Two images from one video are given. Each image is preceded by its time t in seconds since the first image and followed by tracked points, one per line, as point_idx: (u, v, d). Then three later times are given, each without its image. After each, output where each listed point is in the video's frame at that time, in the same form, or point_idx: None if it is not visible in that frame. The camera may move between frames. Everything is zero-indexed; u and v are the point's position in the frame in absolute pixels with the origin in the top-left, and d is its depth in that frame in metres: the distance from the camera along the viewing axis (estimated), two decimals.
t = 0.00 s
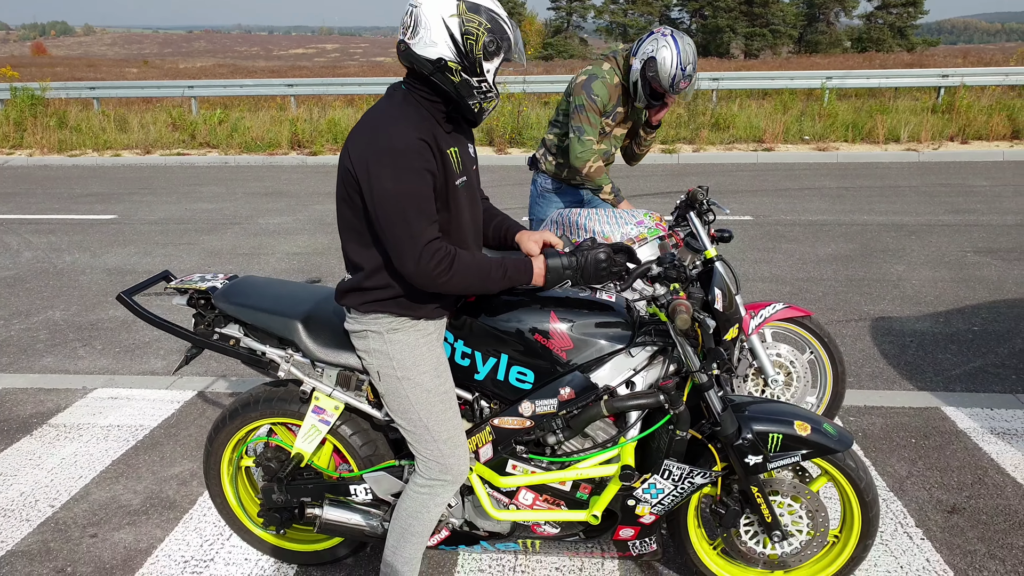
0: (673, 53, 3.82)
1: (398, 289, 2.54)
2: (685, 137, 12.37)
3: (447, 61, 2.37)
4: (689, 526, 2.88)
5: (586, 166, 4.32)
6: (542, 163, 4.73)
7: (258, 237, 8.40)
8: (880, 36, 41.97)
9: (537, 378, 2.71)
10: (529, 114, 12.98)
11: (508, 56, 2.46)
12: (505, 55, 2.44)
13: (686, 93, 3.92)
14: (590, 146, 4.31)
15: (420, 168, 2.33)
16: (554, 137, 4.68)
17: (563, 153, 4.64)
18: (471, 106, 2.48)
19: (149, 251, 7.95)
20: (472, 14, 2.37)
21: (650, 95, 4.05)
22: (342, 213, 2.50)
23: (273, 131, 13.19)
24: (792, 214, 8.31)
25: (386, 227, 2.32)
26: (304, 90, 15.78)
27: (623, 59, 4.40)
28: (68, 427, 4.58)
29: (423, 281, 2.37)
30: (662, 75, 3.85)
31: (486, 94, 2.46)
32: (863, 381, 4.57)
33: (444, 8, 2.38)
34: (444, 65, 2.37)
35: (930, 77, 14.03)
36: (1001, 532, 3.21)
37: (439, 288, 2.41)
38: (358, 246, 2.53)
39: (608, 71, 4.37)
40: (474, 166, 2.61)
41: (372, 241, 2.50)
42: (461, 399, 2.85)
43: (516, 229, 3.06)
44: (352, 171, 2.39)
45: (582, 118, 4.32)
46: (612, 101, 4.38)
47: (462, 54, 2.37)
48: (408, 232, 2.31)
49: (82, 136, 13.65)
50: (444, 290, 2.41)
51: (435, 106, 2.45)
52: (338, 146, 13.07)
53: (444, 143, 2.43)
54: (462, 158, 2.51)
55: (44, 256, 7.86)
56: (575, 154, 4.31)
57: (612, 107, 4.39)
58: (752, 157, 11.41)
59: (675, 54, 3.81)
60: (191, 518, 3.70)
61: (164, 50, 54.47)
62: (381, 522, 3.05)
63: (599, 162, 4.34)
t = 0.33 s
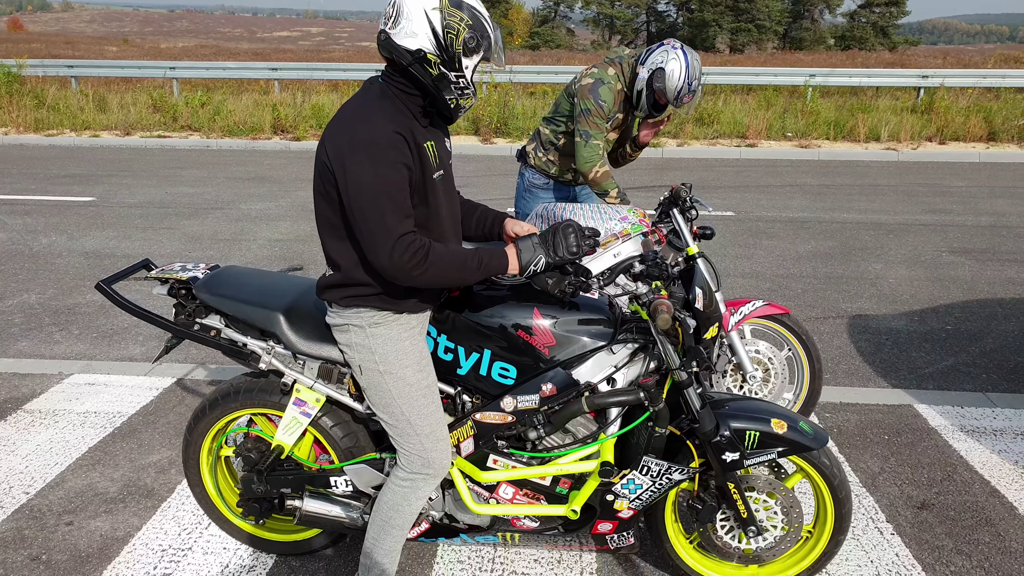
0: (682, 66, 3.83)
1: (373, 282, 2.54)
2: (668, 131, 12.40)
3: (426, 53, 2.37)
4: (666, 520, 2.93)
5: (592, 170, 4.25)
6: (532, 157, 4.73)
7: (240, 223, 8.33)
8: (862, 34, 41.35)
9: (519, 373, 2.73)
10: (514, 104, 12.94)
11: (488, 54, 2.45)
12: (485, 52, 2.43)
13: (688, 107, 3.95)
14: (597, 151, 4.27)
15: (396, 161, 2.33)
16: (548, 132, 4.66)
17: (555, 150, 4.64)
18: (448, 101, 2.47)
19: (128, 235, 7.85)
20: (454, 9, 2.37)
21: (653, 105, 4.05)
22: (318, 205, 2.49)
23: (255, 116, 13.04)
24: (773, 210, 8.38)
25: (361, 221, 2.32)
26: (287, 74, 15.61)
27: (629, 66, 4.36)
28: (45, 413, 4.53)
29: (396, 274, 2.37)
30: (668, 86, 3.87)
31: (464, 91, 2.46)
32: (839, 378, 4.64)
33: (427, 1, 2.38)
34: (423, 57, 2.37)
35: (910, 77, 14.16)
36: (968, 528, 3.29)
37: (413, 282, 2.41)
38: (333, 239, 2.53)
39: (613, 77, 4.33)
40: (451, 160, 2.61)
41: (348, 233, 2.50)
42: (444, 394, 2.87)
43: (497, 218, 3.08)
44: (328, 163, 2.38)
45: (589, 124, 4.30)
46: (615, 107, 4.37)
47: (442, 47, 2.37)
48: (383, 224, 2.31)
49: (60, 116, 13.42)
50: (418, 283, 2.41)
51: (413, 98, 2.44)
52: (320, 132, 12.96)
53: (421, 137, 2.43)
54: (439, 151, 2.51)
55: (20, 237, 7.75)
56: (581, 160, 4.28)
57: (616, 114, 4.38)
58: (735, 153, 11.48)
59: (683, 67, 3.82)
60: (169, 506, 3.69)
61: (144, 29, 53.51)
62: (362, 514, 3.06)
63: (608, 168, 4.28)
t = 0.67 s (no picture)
0: (675, 79, 3.77)
1: (364, 275, 2.54)
2: (660, 120, 12.38)
3: (408, 49, 2.36)
4: (657, 512, 2.96)
5: (533, 137, 4.32)
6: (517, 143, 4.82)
7: (232, 211, 8.31)
8: (854, 21, 40.74)
9: (512, 366, 2.75)
10: (505, 92, 12.89)
11: (470, 51, 2.44)
12: (468, 49, 2.42)
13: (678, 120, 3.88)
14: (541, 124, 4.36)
15: (382, 156, 2.32)
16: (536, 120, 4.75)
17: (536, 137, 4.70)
18: (431, 97, 2.46)
19: (120, 224, 7.82)
20: (437, 5, 2.36)
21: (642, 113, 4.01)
22: (306, 200, 2.49)
23: (246, 103, 12.96)
24: (764, 200, 8.39)
25: (350, 216, 2.32)
26: (278, 61, 15.50)
27: (614, 62, 4.37)
28: (38, 402, 4.54)
29: (388, 267, 2.37)
30: (660, 97, 3.80)
31: (447, 86, 2.45)
32: (829, 369, 4.68)
33: None
34: (405, 52, 2.36)
35: (901, 65, 14.15)
36: (957, 519, 3.33)
37: (404, 274, 2.41)
38: (322, 234, 2.53)
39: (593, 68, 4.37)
40: (436, 152, 2.61)
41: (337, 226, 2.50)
42: (436, 385, 2.87)
43: (481, 210, 3.03)
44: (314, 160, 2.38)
45: (545, 99, 4.39)
46: (587, 96, 4.38)
47: (424, 43, 2.36)
48: (372, 218, 2.31)
49: (49, 103, 13.31)
50: (410, 275, 2.42)
51: (396, 93, 2.44)
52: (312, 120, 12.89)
53: (406, 131, 2.43)
54: (424, 144, 2.51)
55: (11, 226, 7.71)
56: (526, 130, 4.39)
57: (585, 102, 4.39)
58: (725, 142, 11.48)
59: (677, 81, 3.77)
60: (163, 496, 3.70)
61: (133, 15, 52.99)
62: (355, 505, 3.08)
63: (547, 137, 4.31)
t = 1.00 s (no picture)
0: (650, 79, 3.76)
1: (368, 281, 2.56)
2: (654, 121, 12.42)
3: (393, 56, 2.37)
4: (655, 515, 2.98)
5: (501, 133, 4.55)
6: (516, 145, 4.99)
7: (228, 214, 8.31)
8: (846, 22, 40.92)
9: (510, 371, 2.76)
10: (500, 94, 12.91)
11: (455, 60, 2.43)
12: (453, 58, 2.42)
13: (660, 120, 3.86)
14: (511, 123, 4.56)
15: (380, 163, 2.34)
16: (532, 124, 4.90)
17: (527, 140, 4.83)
18: (418, 104, 2.47)
19: (116, 227, 7.83)
20: (423, 14, 2.37)
21: (622, 117, 3.98)
22: (305, 214, 2.51)
23: (241, 105, 12.95)
24: (759, 201, 8.43)
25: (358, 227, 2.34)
26: (273, 64, 15.50)
27: (593, 71, 4.44)
28: (36, 408, 4.54)
29: (403, 269, 2.40)
30: (637, 100, 3.78)
31: (432, 95, 2.45)
32: (825, 370, 4.71)
33: (397, 6, 2.38)
34: (391, 60, 2.38)
35: (893, 66, 14.20)
36: (952, 521, 3.36)
37: (418, 276, 2.44)
38: (322, 245, 2.55)
39: (570, 75, 4.46)
40: (430, 154, 2.62)
41: (335, 236, 2.51)
42: (435, 390, 2.89)
43: (485, 219, 3.03)
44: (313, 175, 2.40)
45: (521, 100, 4.54)
46: (562, 101, 4.44)
47: (409, 51, 2.37)
48: (382, 223, 2.34)
49: (45, 105, 13.30)
50: (424, 276, 2.45)
51: (384, 100, 2.45)
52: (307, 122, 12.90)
53: (397, 135, 2.45)
54: (416, 146, 2.52)
55: (7, 229, 7.71)
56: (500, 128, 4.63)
57: (558, 107, 4.45)
58: (719, 143, 11.52)
59: (652, 81, 3.75)
60: (161, 502, 3.71)
61: (128, 17, 52.91)
62: (354, 511, 3.09)
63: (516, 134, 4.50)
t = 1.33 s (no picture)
0: (610, 52, 3.79)
1: (365, 286, 2.56)
2: (646, 125, 12.46)
3: (378, 65, 2.39)
4: (652, 519, 2.99)
5: (530, 156, 4.14)
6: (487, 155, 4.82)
7: (221, 222, 8.30)
8: (835, 24, 41.13)
9: (506, 378, 2.78)
10: (492, 99, 12.94)
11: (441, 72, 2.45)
12: (438, 69, 2.44)
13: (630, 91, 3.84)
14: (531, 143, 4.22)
15: (375, 165, 2.35)
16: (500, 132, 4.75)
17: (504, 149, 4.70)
18: (403, 114, 2.48)
19: (109, 236, 7.81)
20: (410, 25, 2.39)
21: (596, 98, 3.96)
22: (302, 227, 2.52)
23: (233, 113, 12.94)
24: (751, 204, 8.47)
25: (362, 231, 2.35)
26: (264, 71, 15.49)
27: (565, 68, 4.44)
28: (31, 419, 4.53)
29: (412, 266, 2.41)
30: (602, 73, 3.79)
31: (418, 105, 2.47)
32: (818, 372, 4.74)
33: (384, 15, 2.40)
34: (376, 69, 2.39)
35: (882, 69, 14.29)
36: (946, 520, 3.39)
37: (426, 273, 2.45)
38: (319, 255, 2.56)
39: (546, 77, 4.42)
40: (420, 158, 2.64)
41: (330, 244, 2.52)
42: (431, 398, 2.90)
43: (482, 220, 3.03)
44: (309, 186, 2.41)
45: (521, 119, 4.33)
46: (548, 105, 4.42)
47: (394, 60, 2.38)
48: (386, 224, 2.34)
49: (35, 114, 13.26)
50: (432, 273, 2.45)
51: (371, 108, 2.47)
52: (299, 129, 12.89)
53: (387, 139, 2.46)
54: (406, 150, 2.54)
55: None
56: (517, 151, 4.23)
57: (547, 112, 4.42)
58: (710, 147, 11.58)
59: (612, 52, 3.79)
60: (158, 512, 3.71)
61: (118, 24, 52.77)
62: (351, 519, 3.09)
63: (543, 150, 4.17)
